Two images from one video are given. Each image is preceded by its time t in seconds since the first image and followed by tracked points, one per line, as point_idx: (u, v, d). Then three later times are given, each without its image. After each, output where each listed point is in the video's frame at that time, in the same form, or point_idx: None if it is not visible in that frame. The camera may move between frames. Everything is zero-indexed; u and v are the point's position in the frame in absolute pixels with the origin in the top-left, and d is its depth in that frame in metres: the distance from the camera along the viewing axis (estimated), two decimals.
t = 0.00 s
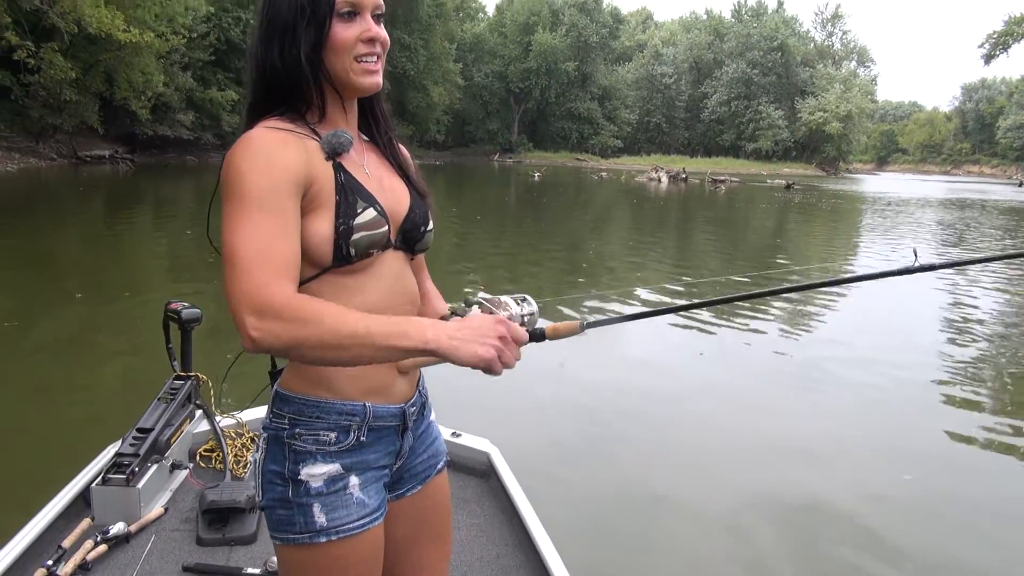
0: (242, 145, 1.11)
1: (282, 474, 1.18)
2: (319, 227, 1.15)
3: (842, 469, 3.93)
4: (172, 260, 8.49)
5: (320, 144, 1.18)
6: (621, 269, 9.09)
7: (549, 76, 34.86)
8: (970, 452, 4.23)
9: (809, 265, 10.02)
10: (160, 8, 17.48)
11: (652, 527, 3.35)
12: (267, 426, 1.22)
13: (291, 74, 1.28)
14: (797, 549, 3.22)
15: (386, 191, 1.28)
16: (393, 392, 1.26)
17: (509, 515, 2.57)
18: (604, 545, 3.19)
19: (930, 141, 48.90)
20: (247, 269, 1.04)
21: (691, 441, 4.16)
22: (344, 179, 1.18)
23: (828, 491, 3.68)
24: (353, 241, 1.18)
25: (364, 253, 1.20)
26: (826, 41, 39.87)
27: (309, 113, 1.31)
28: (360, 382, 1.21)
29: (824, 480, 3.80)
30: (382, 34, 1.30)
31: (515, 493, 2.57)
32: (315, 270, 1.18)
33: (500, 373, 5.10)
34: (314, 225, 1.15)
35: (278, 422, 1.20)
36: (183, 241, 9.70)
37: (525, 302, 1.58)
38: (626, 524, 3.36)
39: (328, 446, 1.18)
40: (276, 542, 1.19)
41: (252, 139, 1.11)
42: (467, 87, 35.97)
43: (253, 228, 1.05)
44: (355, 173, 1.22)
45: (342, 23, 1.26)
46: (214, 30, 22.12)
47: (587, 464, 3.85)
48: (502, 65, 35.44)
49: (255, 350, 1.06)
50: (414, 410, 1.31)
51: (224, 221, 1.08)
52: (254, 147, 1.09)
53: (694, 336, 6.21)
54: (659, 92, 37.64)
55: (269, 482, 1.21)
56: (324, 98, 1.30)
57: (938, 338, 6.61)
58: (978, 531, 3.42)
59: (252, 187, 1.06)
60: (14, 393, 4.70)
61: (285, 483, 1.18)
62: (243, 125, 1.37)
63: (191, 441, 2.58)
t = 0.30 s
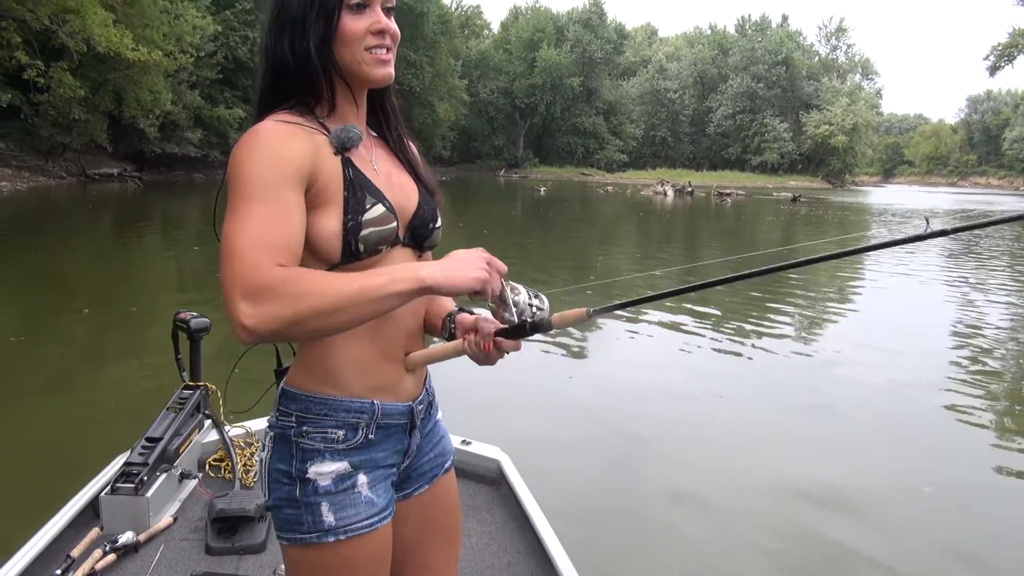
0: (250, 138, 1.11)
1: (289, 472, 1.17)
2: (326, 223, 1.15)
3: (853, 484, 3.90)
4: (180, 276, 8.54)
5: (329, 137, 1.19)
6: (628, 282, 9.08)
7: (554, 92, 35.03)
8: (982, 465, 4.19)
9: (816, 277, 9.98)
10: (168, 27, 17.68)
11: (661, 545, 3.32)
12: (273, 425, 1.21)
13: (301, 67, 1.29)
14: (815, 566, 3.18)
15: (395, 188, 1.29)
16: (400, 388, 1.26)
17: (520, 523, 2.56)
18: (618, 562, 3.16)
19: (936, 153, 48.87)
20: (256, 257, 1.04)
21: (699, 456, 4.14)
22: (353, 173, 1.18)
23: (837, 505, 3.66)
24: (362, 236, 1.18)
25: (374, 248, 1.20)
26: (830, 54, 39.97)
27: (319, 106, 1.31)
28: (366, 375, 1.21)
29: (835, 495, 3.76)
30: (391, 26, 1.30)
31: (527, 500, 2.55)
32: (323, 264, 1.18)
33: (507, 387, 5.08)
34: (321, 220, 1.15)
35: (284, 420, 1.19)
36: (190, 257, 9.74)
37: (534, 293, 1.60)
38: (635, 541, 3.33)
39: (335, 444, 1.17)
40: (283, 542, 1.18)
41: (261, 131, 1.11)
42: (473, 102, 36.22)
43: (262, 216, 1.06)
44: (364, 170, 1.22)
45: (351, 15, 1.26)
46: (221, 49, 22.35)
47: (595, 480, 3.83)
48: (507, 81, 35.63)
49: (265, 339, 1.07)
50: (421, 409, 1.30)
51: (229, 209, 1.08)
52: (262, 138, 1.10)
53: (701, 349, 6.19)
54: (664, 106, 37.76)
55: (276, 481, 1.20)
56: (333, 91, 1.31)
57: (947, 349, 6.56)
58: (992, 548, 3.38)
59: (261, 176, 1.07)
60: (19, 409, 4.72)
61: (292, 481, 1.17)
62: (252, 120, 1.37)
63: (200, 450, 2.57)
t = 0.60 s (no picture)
0: (262, 131, 1.12)
1: (291, 470, 1.17)
2: (336, 218, 1.16)
3: (865, 496, 3.87)
4: (188, 286, 8.59)
5: (340, 134, 1.20)
6: (635, 292, 9.07)
7: (560, 103, 35.14)
8: (993, 478, 4.15)
9: (826, 286, 9.93)
10: (177, 40, 17.83)
11: (670, 557, 3.29)
12: (274, 422, 1.21)
13: (313, 60, 1.30)
14: None
15: (403, 185, 1.30)
16: (401, 388, 1.26)
17: (528, 528, 2.55)
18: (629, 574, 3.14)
19: (944, 162, 48.74)
20: (267, 255, 1.05)
21: (709, 468, 4.11)
22: (363, 170, 1.20)
23: (847, 519, 3.62)
24: (371, 234, 1.19)
25: (382, 246, 1.22)
26: (837, 64, 39.99)
27: (328, 100, 1.33)
28: (370, 377, 1.21)
29: (844, 507, 3.74)
30: (402, 21, 1.32)
31: (535, 506, 2.54)
32: (330, 261, 1.19)
33: (515, 396, 5.08)
34: (330, 217, 1.16)
35: (287, 418, 1.19)
36: (198, 267, 9.78)
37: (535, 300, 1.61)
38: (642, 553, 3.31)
39: (339, 442, 1.17)
40: (285, 540, 1.18)
41: (271, 125, 1.12)
42: (480, 113, 36.42)
43: (270, 213, 1.06)
44: (374, 166, 1.24)
45: (362, 9, 1.28)
46: (230, 61, 22.55)
47: (603, 491, 3.81)
48: (514, 92, 35.75)
49: (272, 338, 1.06)
50: (422, 407, 1.31)
51: (238, 205, 1.09)
52: (273, 134, 1.10)
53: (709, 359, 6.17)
54: (671, 116, 37.83)
55: (278, 478, 1.20)
56: (344, 84, 1.33)
57: (958, 359, 6.53)
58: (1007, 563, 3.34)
59: (270, 173, 1.07)
60: (25, 416, 4.76)
61: (294, 480, 1.17)
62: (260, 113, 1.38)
63: (209, 455, 2.57)
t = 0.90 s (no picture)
0: (273, 120, 1.15)
1: (297, 455, 1.20)
2: (344, 210, 1.20)
3: (872, 501, 3.87)
4: (194, 287, 8.66)
5: (350, 125, 1.23)
6: (639, 294, 9.11)
7: (565, 106, 35.19)
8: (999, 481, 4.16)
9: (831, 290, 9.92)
10: (183, 43, 17.91)
11: (675, 558, 3.31)
12: (280, 407, 1.24)
13: (325, 50, 1.34)
14: None
15: (410, 177, 1.33)
16: (404, 374, 1.29)
17: (532, 523, 2.57)
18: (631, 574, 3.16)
19: (950, 166, 48.67)
20: (275, 237, 1.08)
21: (714, 470, 4.13)
22: (371, 162, 1.23)
23: (852, 523, 3.64)
24: (378, 225, 1.22)
25: (388, 236, 1.25)
26: (842, 68, 39.98)
27: (338, 91, 1.37)
28: (375, 361, 1.24)
29: (848, 511, 3.75)
30: (412, 14, 1.36)
31: (539, 501, 2.56)
32: (336, 250, 1.22)
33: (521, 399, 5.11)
34: (338, 207, 1.19)
35: (292, 403, 1.22)
36: (204, 269, 9.83)
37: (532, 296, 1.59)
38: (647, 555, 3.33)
39: (344, 426, 1.20)
40: (290, 523, 1.21)
41: (283, 113, 1.15)
42: (484, 117, 36.51)
43: (279, 197, 1.09)
44: (382, 158, 1.27)
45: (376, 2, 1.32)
46: (236, 64, 22.67)
47: (607, 492, 3.84)
48: (519, 95, 35.82)
49: (279, 318, 1.09)
50: (424, 394, 1.33)
51: (247, 190, 1.12)
52: (285, 122, 1.13)
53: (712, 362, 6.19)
54: (676, 119, 37.85)
55: (283, 462, 1.22)
56: (354, 76, 1.37)
57: (963, 362, 6.53)
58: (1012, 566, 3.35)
59: (280, 159, 1.10)
60: (32, 413, 4.85)
61: (300, 464, 1.20)
62: (272, 100, 1.42)
63: (217, 449, 2.61)
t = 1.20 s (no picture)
0: (298, 154, 1.25)
1: (314, 473, 1.26)
2: (363, 237, 1.30)
3: (876, 539, 3.85)
4: (195, 324, 8.72)
5: (368, 157, 1.34)
6: (639, 331, 9.15)
7: (566, 145, 35.67)
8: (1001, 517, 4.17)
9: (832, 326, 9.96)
10: (188, 83, 18.28)
11: None
12: (298, 426, 1.30)
13: (345, 86, 1.47)
14: None
15: (423, 204, 1.46)
16: (416, 395, 1.35)
17: (533, 553, 2.58)
18: None
19: (949, 203, 49.09)
20: (299, 260, 1.17)
21: (718, 505, 4.16)
22: (388, 192, 1.34)
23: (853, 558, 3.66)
24: (395, 251, 1.34)
25: (404, 262, 1.36)
26: (839, 107, 40.60)
27: (357, 124, 1.49)
28: (390, 381, 1.31)
29: (851, 546, 3.75)
30: (426, 51, 1.49)
31: (539, 531, 2.58)
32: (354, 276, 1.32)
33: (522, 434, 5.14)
34: (358, 236, 1.30)
35: (310, 422, 1.28)
36: (206, 306, 9.89)
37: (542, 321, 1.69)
38: None
39: (361, 444, 1.26)
40: (307, 538, 1.26)
41: (307, 147, 1.26)
42: (486, 155, 36.96)
43: (302, 224, 1.19)
44: (397, 188, 1.38)
45: (391, 40, 1.44)
46: (240, 104, 23.04)
47: (610, 527, 3.84)
48: (520, 134, 36.32)
49: (303, 334, 1.18)
50: (435, 413, 1.40)
51: (274, 217, 1.22)
52: (307, 153, 1.25)
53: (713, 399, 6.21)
54: (675, 158, 38.34)
55: (300, 480, 1.28)
56: (371, 112, 1.50)
57: (964, 399, 6.54)
58: None
59: (305, 186, 1.21)
60: (29, 451, 4.84)
61: (318, 481, 1.25)
62: (292, 132, 1.54)
63: (221, 478, 2.65)
